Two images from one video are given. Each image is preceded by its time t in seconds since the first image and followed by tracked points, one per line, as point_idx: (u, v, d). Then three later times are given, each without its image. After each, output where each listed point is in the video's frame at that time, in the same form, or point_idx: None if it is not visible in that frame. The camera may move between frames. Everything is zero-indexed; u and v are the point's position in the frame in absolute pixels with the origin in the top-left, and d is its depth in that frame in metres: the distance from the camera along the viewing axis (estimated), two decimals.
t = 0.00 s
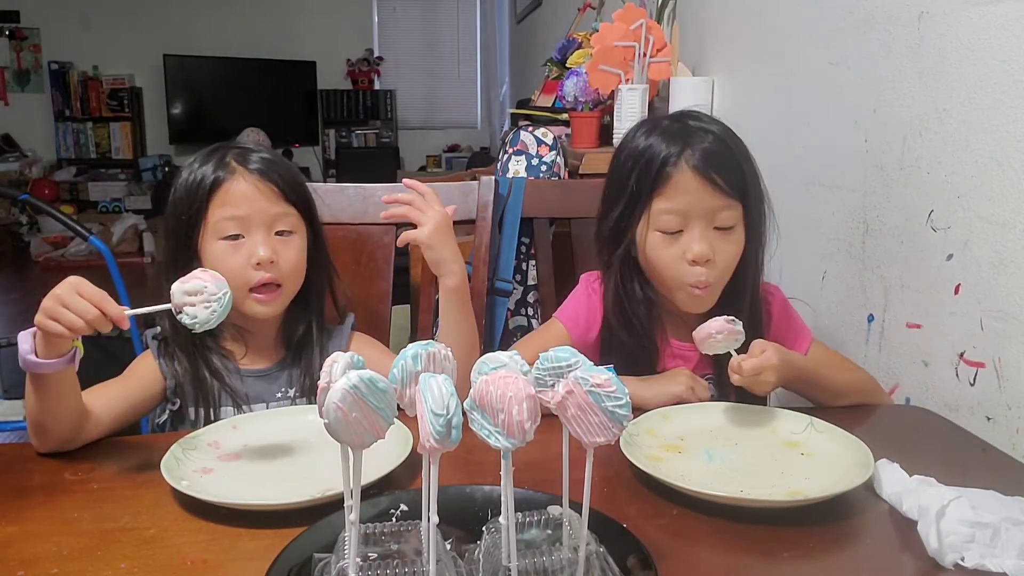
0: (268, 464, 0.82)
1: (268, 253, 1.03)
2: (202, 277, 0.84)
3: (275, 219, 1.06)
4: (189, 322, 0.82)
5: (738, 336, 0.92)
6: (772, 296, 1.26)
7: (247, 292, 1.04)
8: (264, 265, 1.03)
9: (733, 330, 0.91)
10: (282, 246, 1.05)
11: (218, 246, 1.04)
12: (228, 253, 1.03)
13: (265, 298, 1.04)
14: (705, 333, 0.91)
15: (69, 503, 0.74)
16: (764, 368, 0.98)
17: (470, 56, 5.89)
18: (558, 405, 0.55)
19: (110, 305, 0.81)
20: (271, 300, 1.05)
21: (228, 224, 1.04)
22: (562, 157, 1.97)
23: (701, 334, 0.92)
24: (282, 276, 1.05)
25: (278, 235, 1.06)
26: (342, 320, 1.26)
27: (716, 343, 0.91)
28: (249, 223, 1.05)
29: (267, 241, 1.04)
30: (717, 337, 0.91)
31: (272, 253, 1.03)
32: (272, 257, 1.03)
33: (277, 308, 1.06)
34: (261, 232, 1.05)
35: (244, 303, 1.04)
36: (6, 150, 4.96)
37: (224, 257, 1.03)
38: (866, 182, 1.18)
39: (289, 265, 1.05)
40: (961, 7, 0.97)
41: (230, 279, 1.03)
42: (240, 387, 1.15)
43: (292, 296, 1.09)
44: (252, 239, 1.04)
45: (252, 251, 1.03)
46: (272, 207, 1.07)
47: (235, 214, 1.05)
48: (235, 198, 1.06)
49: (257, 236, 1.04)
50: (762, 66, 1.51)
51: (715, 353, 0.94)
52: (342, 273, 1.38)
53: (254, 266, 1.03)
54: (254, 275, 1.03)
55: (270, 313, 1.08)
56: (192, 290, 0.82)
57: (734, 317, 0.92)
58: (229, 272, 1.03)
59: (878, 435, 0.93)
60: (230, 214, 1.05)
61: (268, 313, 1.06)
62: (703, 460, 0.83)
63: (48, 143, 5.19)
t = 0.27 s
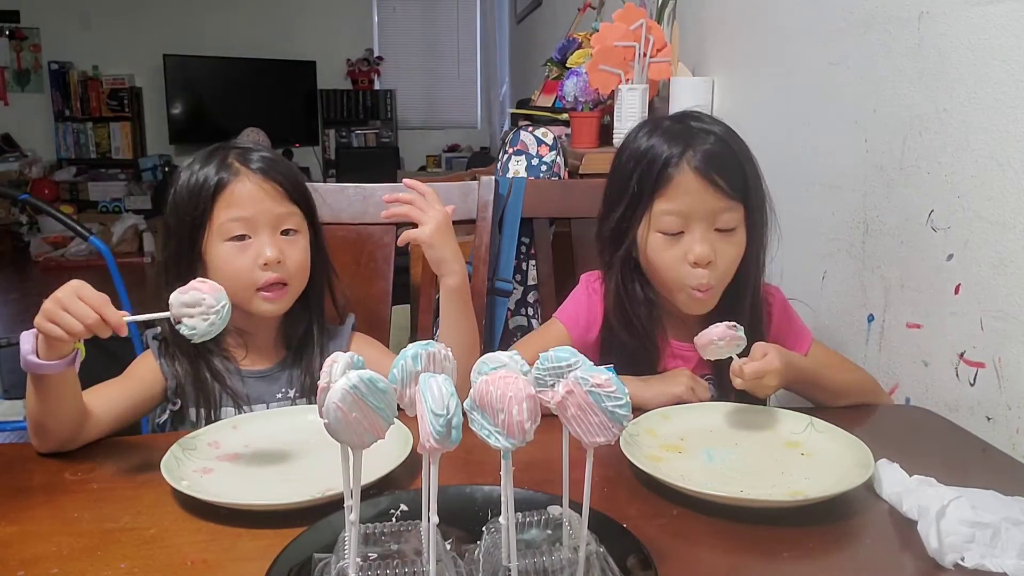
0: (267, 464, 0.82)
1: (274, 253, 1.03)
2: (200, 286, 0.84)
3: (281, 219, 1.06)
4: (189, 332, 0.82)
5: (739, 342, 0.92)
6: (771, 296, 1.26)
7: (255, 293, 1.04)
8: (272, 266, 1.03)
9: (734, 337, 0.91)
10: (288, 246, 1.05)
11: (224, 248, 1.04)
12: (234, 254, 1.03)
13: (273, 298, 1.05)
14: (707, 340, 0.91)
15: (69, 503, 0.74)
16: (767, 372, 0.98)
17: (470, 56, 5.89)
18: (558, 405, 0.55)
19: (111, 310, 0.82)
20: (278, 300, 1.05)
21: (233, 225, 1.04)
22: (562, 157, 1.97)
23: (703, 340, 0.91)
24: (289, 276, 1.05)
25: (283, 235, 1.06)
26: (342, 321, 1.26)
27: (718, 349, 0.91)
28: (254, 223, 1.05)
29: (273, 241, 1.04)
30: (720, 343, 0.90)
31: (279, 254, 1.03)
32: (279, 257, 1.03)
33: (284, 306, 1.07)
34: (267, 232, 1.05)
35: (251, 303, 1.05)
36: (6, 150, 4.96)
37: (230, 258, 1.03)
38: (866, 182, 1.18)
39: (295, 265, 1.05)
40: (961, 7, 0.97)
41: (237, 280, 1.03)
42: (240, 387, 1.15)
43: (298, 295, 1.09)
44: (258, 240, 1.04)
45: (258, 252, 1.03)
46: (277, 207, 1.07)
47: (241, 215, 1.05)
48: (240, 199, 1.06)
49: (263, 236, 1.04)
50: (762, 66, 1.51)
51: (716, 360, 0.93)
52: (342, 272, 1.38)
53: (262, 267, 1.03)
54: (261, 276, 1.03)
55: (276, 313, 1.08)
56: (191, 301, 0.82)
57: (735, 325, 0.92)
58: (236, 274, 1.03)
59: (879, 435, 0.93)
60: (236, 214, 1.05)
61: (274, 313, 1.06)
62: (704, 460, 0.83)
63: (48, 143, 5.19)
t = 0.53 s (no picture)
0: (267, 464, 0.82)
1: (276, 255, 1.03)
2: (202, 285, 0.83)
3: (282, 221, 1.06)
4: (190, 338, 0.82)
5: (739, 341, 0.91)
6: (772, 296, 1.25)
7: (255, 295, 1.04)
8: (272, 268, 1.03)
9: (734, 335, 0.90)
10: (289, 248, 1.05)
11: (225, 249, 1.03)
12: (235, 255, 1.03)
13: (274, 300, 1.04)
14: (706, 336, 0.91)
15: (69, 503, 0.74)
16: (765, 372, 0.98)
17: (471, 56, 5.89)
18: (558, 405, 0.55)
19: (110, 311, 0.81)
20: (279, 302, 1.05)
21: (234, 226, 1.04)
22: (562, 157, 1.97)
23: (702, 337, 0.91)
24: (291, 278, 1.05)
25: (284, 237, 1.05)
26: (343, 322, 1.26)
27: (717, 347, 0.91)
28: (255, 225, 1.05)
29: (274, 243, 1.04)
30: (718, 341, 0.90)
31: (280, 255, 1.03)
32: (280, 259, 1.03)
33: (285, 305, 1.06)
34: (268, 234, 1.04)
35: (252, 304, 1.04)
36: (7, 150, 4.96)
37: (231, 259, 1.03)
38: (866, 182, 1.18)
39: (296, 266, 1.05)
40: (961, 7, 0.97)
41: (238, 281, 1.03)
42: (241, 388, 1.15)
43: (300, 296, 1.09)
44: (259, 242, 1.04)
45: (260, 253, 1.03)
46: (278, 209, 1.06)
47: (242, 217, 1.05)
48: (242, 201, 1.06)
49: (264, 238, 1.04)
50: (762, 66, 1.51)
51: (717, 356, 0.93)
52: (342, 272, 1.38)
53: (262, 269, 1.02)
54: (261, 277, 1.03)
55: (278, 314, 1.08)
56: (196, 296, 0.82)
57: (737, 324, 0.91)
58: (236, 276, 1.03)
59: (879, 435, 0.93)
60: (237, 215, 1.05)
61: (275, 314, 1.06)
62: (703, 460, 0.83)
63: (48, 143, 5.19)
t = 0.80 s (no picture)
0: (267, 464, 0.82)
1: (271, 257, 1.03)
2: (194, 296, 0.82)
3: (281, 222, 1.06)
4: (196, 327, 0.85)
5: (729, 325, 0.92)
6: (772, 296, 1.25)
7: (250, 296, 1.04)
8: (266, 270, 1.03)
9: (723, 319, 0.91)
10: (286, 251, 1.05)
11: (222, 250, 1.03)
12: (231, 256, 1.03)
13: (267, 302, 1.04)
14: (695, 318, 0.92)
15: (69, 503, 0.74)
16: (759, 365, 1.00)
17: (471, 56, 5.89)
18: (558, 405, 0.55)
19: (110, 313, 0.82)
20: (273, 304, 1.05)
21: (232, 227, 1.04)
22: (562, 157, 1.97)
23: (691, 318, 0.92)
24: (286, 281, 1.05)
25: (282, 238, 1.05)
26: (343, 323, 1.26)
27: (706, 329, 0.92)
28: (253, 226, 1.05)
29: (271, 245, 1.04)
30: (706, 323, 0.91)
31: (275, 258, 1.03)
32: (275, 262, 1.03)
33: (278, 309, 1.06)
34: (265, 237, 1.04)
35: (246, 305, 1.04)
36: (7, 150, 4.96)
37: (227, 260, 1.03)
38: (866, 182, 1.18)
39: (293, 269, 1.05)
40: (961, 7, 0.97)
41: (233, 283, 1.03)
42: (241, 388, 1.15)
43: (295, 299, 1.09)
44: (256, 244, 1.04)
45: (255, 255, 1.03)
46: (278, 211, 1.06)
47: (242, 217, 1.05)
48: (242, 202, 1.06)
49: (261, 240, 1.04)
50: (762, 66, 1.51)
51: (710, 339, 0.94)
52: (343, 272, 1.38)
53: (257, 271, 1.02)
54: (256, 279, 1.03)
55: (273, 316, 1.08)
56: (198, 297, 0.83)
57: (728, 308, 0.92)
58: (230, 279, 1.03)
59: (879, 435, 0.93)
60: (236, 216, 1.05)
61: (269, 315, 1.06)
62: (703, 460, 0.83)
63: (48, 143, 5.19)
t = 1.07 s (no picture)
0: (267, 465, 0.82)
1: (271, 257, 1.03)
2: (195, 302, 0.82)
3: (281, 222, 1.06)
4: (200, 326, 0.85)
5: (729, 321, 0.92)
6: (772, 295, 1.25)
7: (249, 296, 1.03)
8: (267, 270, 1.03)
9: (724, 314, 0.91)
10: (285, 252, 1.05)
11: (222, 249, 1.03)
12: (231, 256, 1.03)
13: (266, 302, 1.04)
14: (696, 312, 0.91)
15: (69, 503, 0.74)
16: (760, 363, 1.00)
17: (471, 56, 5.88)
18: (558, 405, 0.55)
19: (111, 314, 0.81)
20: (273, 303, 1.05)
21: (232, 227, 1.04)
22: (562, 157, 1.97)
23: (691, 311, 0.92)
24: (286, 282, 1.05)
25: (282, 238, 1.05)
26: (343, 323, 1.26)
27: (706, 322, 0.91)
28: (253, 226, 1.05)
29: (271, 246, 1.04)
30: (707, 317, 0.91)
31: (275, 258, 1.03)
32: (274, 262, 1.03)
33: (275, 310, 1.06)
34: (265, 237, 1.04)
35: (245, 305, 1.04)
36: (7, 150, 4.96)
37: (226, 260, 1.03)
38: (866, 182, 1.18)
39: (292, 269, 1.05)
40: (961, 6, 0.97)
41: (232, 282, 1.03)
42: (241, 388, 1.15)
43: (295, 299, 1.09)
44: (256, 244, 1.04)
45: (255, 255, 1.03)
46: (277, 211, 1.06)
47: (242, 217, 1.05)
48: (242, 202, 1.06)
49: (261, 240, 1.04)
50: (762, 66, 1.51)
51: (709, 332, 0.94)
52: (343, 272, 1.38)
53: (257, 271, 1.03)
54: (256, 279, 1.03)
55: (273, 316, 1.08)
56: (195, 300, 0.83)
57: (729, 303, 0.91)
58: (230, 279, 1.03)
59: (879, 435, 0.93)
60: (236, 216, 1.05)
61: (268, 316, 1.06)
62: (703, 460, 0.83)
63: (48, 143, 5.20)
